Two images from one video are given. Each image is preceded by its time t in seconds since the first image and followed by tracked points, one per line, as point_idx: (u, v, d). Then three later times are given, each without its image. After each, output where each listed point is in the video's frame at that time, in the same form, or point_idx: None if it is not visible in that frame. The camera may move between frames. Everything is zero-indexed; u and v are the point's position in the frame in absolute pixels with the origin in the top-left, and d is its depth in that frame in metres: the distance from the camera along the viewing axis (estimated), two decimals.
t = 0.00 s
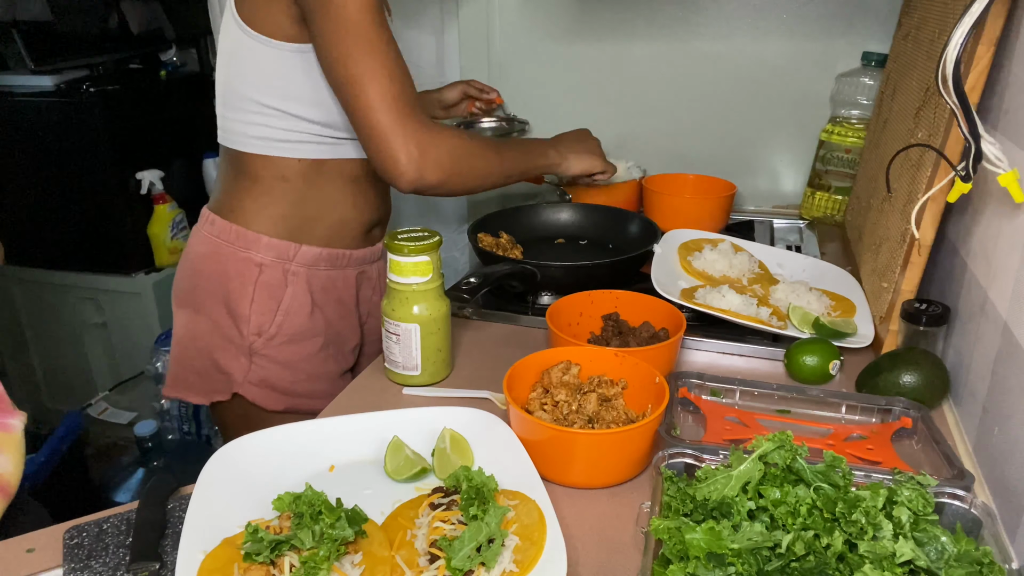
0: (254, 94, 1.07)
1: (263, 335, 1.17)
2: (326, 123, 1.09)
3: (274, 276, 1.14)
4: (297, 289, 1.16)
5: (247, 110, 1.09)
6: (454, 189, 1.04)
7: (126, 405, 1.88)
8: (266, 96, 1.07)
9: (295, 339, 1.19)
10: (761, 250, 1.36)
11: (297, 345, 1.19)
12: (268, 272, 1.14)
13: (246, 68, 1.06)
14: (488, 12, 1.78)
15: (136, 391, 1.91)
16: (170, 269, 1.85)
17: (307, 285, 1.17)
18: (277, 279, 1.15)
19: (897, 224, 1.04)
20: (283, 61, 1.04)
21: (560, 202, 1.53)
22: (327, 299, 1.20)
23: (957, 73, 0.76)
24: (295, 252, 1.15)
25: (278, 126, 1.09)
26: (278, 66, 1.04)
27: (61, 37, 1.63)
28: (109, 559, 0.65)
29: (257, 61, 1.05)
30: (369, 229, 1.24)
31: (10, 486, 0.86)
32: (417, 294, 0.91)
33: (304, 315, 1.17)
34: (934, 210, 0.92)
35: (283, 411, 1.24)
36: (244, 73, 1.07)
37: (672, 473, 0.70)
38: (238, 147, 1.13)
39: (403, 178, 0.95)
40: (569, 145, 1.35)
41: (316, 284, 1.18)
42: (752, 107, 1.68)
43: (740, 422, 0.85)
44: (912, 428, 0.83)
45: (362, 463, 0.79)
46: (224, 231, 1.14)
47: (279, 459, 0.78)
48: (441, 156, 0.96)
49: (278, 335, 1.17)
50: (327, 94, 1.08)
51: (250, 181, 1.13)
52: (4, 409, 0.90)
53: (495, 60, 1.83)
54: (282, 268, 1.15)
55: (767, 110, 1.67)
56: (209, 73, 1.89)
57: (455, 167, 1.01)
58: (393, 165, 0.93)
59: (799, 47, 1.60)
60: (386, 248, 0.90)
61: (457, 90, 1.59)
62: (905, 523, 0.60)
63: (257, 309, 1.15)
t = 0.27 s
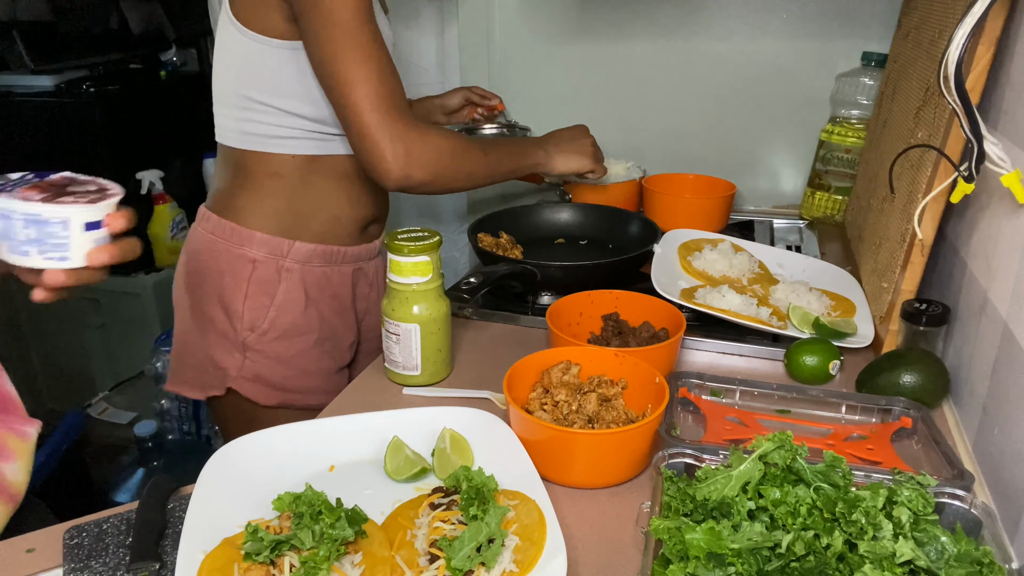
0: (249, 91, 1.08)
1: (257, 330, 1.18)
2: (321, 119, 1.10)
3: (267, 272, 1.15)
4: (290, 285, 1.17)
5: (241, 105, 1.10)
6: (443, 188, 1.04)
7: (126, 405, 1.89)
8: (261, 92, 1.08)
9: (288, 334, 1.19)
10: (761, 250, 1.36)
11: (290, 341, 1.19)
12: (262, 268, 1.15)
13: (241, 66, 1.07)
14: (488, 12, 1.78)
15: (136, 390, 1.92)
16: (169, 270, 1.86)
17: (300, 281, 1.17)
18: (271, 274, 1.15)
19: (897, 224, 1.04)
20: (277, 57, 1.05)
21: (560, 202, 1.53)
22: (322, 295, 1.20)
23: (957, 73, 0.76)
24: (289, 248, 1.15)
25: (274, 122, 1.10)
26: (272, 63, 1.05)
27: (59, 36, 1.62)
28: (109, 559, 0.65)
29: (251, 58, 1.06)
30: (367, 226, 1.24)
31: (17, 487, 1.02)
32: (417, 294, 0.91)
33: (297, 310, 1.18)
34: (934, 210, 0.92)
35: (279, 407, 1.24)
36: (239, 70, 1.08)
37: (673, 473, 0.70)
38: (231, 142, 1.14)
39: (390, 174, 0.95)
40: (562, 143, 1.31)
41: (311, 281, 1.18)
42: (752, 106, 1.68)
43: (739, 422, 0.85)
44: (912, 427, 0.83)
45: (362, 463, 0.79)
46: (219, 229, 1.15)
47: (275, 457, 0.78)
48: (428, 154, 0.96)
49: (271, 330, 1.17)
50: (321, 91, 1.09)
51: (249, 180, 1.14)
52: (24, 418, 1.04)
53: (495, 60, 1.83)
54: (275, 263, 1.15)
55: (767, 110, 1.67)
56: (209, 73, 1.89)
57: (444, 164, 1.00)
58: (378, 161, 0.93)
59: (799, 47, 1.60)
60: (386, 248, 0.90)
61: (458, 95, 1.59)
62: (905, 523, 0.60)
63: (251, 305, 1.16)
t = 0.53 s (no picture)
0: (246, 90, 1.08)
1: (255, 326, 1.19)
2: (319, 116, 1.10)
3: (266, 269, 1.16)
4: (289, 283, 1.18)
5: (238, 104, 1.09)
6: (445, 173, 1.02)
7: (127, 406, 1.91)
8: (258, 91, 1.08)
9: (287, 332, 1.20)
10: (761, 250, 1.36)
11: (288, 338, 1.21)
12: (261, 266, 1.16)
13: (237, 64, 1.07)
14: (488, 12, 1.78)
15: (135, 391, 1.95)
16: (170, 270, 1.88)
17: (299, 279, 1.18)
18: (269, 272, 1.16)
19: (897, 224, 1.04)
20: (274, 55, 1.05)
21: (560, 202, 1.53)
22: (320, 294, 1.21)
23: (958, 73, 0.76)
24: (287, 247, 1.16)
25: (272, 120, 1.09)
26: (269, 61, 1.05)
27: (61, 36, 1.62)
28: (109, 559, 0.65)
29: (248, 57, 1.06)
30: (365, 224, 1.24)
31: (9, 493, 0.93)
32: (417, 294, 0.91)
33: (295, 309, 1.19)
34: (934, 210, 0.91)
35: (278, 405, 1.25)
36: (235, 69, 1.08)
37: (673, 473, 0.70)
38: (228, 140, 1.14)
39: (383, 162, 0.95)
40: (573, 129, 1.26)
41: (309, 279, 1.19)
42: (752, 106, 1.68)
43: (740, 422, 0.85)
44: (911, 428, 0.83)
45: (362, 463, 0.79)
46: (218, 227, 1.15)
47: (272, 453, 0.78)
48: (420, 144, 0.95)
49: (269, 327, 1.19)
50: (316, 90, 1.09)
51: (247, 178, 1.14)
52: (14, 418, 0.99)
53: (495, 60, 1.83)
54: (273, 261, 1.16)
55: (768, 111, 1.67)
56: (209, 73, 1.89)
57: (440, 148, 0.97)
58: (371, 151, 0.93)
59: (799, 47, 1.60)
60: (386, 248, 0.90)
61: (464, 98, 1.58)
62: (905, 523, 0.60)
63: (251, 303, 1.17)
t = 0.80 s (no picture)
0: (249, 87, 1.08)
1: (255, 328, 1.19)
2: (319, 116, 1.10)
3: (265, 270, 1.16)
4: (288, 284, 1.18)
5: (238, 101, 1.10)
6: (506, 140, 1.05)
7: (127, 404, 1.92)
8: (261, 89, 1.08)
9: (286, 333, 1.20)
10: (761, 250, 1.36)
11: (288, 340, 1.21)
12: (260, 267, 1.16)
13: (241, 62, 1.07)
14: (488, 12, 1.78)
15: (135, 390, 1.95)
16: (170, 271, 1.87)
17: (298, 279, 1.18)
18: (268, 272, 1.17)
19: (897, 224, 1.04)
20: (276, 54, 1.06)
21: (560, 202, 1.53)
22: (319, 294, 1.21)
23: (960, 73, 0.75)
24: (286, 247, 1.16)
25: (272, 119, 1.10)
26: (273, 60, 1.06)
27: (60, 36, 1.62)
28: (109, 559, 0.65)
29: (252, 55, 1.06)
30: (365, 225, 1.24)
31: (24, 490, 0.95)
32: (417, 294, 0.91)
33: (294, 309, 1.19)
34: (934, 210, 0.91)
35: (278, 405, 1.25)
36: (238, 67, 1.08)
37: (672, 473, 0.70)
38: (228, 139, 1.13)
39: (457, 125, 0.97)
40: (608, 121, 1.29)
41: (308, 280, 1.19)
42: (752, 106, 1.68)
43: (740, 422, 0.85)
44: (912, 428, 0.83)
45: (362, 463, 0.79)
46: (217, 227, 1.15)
47: (271, 452, 0.78)
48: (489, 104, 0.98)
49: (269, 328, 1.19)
50: (318, 88, 1.08)
51: (244, 177, 1.14)
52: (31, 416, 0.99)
53: (495, 60, 1.83)
54: (272, 262, 1.16)
55: (767, 110, 1.67)
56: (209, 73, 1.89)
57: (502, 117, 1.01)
58: (444, 116, 0.95)
59: (799, 47, 1.60)
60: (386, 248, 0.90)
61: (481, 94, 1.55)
62: (905, 523, 0.60)
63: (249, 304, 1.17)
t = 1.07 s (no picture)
0: (251, 86, 1.09)
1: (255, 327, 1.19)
2: (321, 115, 1.10)
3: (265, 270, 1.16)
4: (288, 284, 1.18)
5: (241, 103, 1.10)
6: (511, 141, 1.07)
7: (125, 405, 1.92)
8: (264, 88, 1.08)
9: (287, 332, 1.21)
10: (761, 250, 1.36)
11: (289, 339, 1.21)
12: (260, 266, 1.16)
13: (244, 61, 1.08)
14: (488, 12, 1.78)
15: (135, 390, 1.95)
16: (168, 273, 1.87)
17: (298, 280, 1.18)
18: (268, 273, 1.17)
19: (897, 224, 1.04)
20: (277, 55, 1.06)
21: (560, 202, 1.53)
22: (320, 294, 1.21)
23: (957, 74, 0.76)
24: (286, 247, 1.16)
25: (274, 118, 1.10)
26: (276, 59, 1.06)
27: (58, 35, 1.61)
28: (109, 559, 0.65)
29: (255, 54, 1.06)
30: (365, 225, 1.24)
31: (29, 494, 0.95)
32: (417, 294, 0.91)
33: (294, 309, 1.19)
34: (934, 210, 0.91)
35: (278, 405, 1.25)
36: (241, 66, 1.08)
37: (672, 473, 0.70)
38: (230, 139, 1.14)
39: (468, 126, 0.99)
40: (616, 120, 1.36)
41: (309, 279, 1.19)
42: (752, 106, 1.68)
43: (740, 422, 0.85)
44: (912, 428, 0.83)
45: (362, 463, 0.79)
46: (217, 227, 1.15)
47: (271, 452, 0.78)
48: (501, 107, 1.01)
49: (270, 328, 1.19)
50: (322, 90, 1.08)
51: (245, 176, 1.14)
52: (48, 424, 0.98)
53: (495, 60, 1.83)
54: (273, 262, 1.16)
55: (768, 111, 1.67)
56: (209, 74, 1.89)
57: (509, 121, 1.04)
58: (455, 117, 0.97)
59: (799, 47, 1.60)
60: (386, 248, 0.90)
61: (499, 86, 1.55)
62: (905, 523, 0.60)
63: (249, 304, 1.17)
